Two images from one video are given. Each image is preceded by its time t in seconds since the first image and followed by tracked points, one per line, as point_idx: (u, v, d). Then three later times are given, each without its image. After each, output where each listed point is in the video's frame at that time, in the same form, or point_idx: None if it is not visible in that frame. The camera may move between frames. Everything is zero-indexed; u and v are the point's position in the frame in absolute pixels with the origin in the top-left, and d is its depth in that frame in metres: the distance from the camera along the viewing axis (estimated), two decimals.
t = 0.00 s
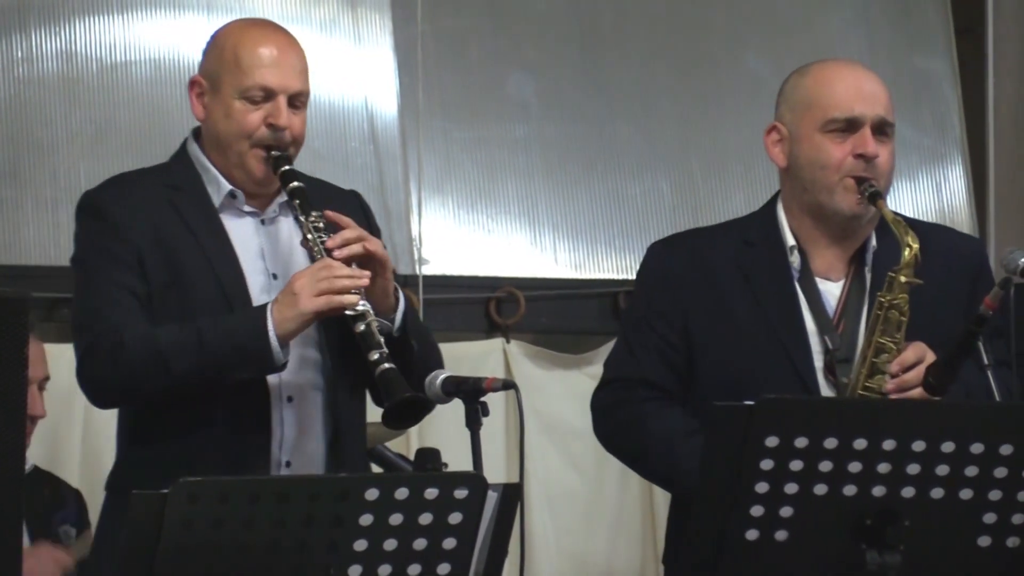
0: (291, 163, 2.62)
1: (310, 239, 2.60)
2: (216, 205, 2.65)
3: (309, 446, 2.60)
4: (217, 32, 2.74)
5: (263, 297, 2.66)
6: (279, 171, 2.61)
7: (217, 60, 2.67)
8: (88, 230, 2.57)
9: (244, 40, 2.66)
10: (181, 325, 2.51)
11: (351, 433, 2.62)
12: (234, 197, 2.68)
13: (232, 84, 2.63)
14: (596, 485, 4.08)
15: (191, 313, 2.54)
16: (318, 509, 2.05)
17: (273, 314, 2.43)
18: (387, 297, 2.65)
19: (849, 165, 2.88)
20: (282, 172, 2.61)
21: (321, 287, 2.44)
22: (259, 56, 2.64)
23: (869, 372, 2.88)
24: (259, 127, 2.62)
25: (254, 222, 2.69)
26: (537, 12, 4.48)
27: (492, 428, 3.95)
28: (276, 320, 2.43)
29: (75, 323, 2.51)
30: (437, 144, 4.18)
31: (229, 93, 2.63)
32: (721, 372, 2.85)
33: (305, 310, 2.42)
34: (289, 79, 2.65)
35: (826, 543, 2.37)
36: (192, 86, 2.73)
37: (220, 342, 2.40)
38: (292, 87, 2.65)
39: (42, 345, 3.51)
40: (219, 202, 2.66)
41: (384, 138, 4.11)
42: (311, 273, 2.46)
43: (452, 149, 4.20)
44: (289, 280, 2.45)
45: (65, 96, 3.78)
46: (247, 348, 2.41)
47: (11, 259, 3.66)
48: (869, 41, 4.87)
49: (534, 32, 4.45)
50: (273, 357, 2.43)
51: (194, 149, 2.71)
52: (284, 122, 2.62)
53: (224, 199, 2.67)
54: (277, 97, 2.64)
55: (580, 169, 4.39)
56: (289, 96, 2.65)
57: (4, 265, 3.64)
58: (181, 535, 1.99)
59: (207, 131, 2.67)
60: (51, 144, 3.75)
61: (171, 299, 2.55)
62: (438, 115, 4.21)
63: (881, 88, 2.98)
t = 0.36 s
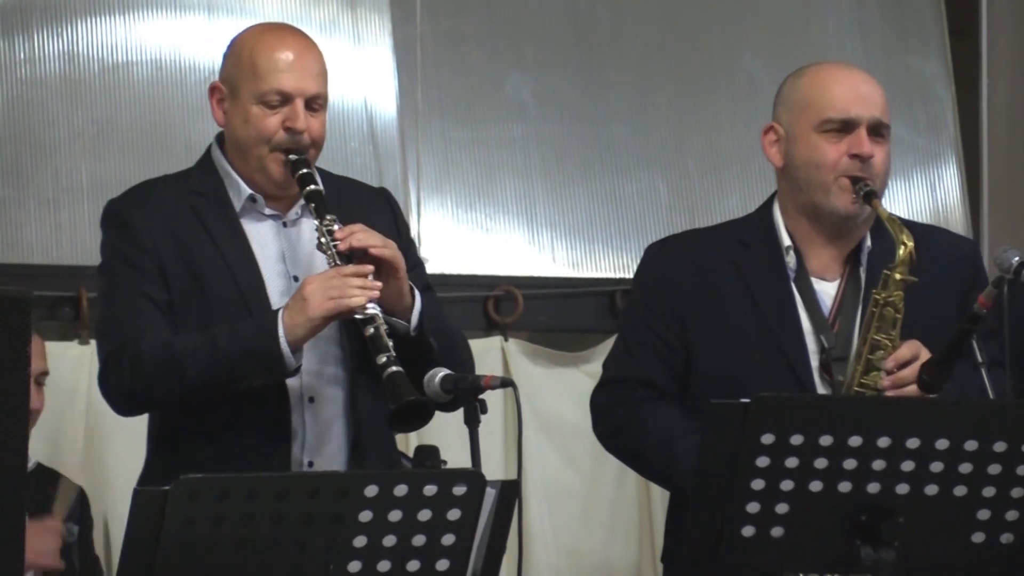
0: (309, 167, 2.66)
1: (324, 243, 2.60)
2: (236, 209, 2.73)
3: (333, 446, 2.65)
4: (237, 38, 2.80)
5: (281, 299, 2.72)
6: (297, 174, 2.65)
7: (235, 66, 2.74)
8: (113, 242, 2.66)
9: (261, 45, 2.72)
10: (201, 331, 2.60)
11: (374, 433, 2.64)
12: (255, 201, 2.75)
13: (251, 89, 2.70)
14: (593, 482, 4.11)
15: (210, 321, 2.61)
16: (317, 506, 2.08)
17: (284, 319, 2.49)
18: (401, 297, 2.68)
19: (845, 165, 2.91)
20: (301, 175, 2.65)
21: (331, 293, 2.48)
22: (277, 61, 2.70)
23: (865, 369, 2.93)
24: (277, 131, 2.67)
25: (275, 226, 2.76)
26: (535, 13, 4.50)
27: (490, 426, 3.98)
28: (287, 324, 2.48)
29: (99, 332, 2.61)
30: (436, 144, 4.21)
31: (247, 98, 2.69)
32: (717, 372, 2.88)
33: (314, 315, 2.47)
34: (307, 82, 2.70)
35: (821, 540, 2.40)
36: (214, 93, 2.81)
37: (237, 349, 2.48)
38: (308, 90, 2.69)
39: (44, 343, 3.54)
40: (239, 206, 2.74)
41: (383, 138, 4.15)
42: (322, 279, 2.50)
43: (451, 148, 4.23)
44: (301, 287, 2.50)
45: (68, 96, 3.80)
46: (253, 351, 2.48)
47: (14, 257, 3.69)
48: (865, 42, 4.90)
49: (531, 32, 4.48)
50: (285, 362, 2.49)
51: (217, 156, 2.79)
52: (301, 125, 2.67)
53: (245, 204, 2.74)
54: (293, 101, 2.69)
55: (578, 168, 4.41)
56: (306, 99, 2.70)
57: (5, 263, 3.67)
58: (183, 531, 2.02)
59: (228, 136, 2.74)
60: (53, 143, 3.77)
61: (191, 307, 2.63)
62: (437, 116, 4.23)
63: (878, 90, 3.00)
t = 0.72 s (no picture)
0: (299, 165, 2.67)
1: (318, 240, 2.61)
2: (232, 211, 2.75)
3: (341, 438, 2.68)
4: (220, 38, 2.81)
5: (280, 296, 2.73)
6: (288, 171, 2.66)
7: (218, 68, 2.75)
8: (117, 252, 2.70)
9: (244, 45, 2.72)
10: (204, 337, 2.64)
11: (381, 425, 2.66)
12: (250, 201, 2.77)
13: (235, 90, 2.70)
14: (591, 476, 4.14)
15: (214, 325, 2.66)
16: (318, 499, 2.10)
17: (281, 321, 2.51)
18: (399, 286, 2.69)
19: (834, 152, 2.94)
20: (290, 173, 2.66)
21: (324, 291, 2.50)
22: (259, 61, 2.70)
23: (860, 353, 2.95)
24: (264, 130, 2.68)
25: (274, 224, 2.78)
26: (534, 11, 4.53)
27: (489, 422, 4.00)
28: (284, 326, 2.51)
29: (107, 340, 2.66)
30: (435, 141, 4.23)
31: (232, 99, 2.70)
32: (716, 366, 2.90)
33: (308, 315, 2.49)
34: (291, 78, 2.70)
35: (818, 533, 2.42)
36: (201, 96, 2.82)
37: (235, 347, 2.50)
38: (291, 86, 2.69)
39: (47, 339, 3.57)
40: (235, 208, 2.76)
41: (384, 135, 4.18)
42: (314, 277, 2.51)
43: (451, 145, 4.25)
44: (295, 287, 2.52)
45: (71, 94, 3.83)
46: (251, 345, 2.50)
47: (17, 254, 3.71)
48: (860, 39, 4.92)
49: (530, 30, 4.50)
50: (285, 363, 2.52)
51: (210, 156, 2.82)
52: (287, 121, 2.67)
53: (241, 204, 2.76)
54: (278, 99, 2.69)
55: (576, 164, 4.44)
56: (290, 96, 2.70)
57: (10, 259, 3.69)
58: (185, 524, 2.04)
59: (217, 137, 2.75)
60: (55, 140, 3.79)
61: (196, 313, 2.67)
62: (437, 114, 4.26)
63: (866, 79, 3.03)
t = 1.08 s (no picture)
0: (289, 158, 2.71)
1: (308, 230, 2.65)
2: (221, 202, 2.76)
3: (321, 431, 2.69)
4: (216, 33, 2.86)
5: (266, 289, 2.75)
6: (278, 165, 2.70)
7: (212, 61, 2.79)
8: (105, 239, 2.69)
9: (239, 39, 2.77)
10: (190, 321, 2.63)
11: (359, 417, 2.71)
12: (239, 194, 2.78)
13: (228, 83, 2.75)
14: (589, 473, 4.16)
15: (200, 310, 2.65)
16: (318, 496, 2.12)
17: (273, 306, 2.54)
18: (387, 281, 2.73)
19: (827, 150, 2.99)
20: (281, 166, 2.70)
21: (318, 278, 2.54)
22: (255, 55, 2.75)
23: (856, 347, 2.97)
24: (256, 124, 2.73)
25: (260, 219, 2.79)
26: (532, 11, 4.55)
27: (488, 419, 4.03)
28: (276, 312, 2.53)
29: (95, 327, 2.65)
30: (434, 140, 4.26)
31: (225, 92, 2.75)
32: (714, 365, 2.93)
33: (302, 301, 2.53)
34: (284, 74, 2.75)
35: (814, 529, 2.45)
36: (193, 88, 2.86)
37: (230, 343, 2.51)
38: (285, 81, 2.75)
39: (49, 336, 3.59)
40: (224, 200, 2.77)
41: (384, 135, 4.20)
42: (308, 265, 2.55)
43: (449, 145, 4.28)
44: (288, 274, 2.55)
45: (73, 94, 3.86)
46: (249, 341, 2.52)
47: (20, 253, 3.73)
48: (856, 39, 4.95)
49: (528, 29, 4.52)
50: (275, 347, 2.54)
51: (198, 150, 2.84)
52: (280, 115, 2.72)
53: (229, 197, 2.78)
54: (271, 93, 2.74)
55: (573, 163, 4.46)
56: (283, 91, 2.75)
57: (13, 258, 3.72)
58: (187, 520, 2.06)
59: (209, 131, 2.79)
60: (58, 139, 3.82)
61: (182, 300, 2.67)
62: (437, 114, 4.28)
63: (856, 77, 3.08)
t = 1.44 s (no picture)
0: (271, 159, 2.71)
1: (297, 231, 2.68)
2: (199, 198, 2.74)
3: (292, 429, 2.70)
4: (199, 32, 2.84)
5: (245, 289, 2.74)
6: (261, 166, 2.69)
7: (197, 59, 2.77)
8: (83, 222, 2.63)
9: (226, 39, 2.77)
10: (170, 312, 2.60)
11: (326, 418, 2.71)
12: (217, 192, 2.76)
13: (214, 81, 2.73)
14: (582, 471, 4.19)
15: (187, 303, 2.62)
16: (314, 494, 2.14)
17: (264, 300, 2.52)
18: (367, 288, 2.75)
19: (824, 153, 3.01)
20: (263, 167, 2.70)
21: (311, 273, 2.54)
22: (239, 57, 2.74)
23: (852, 350, 3.02)
24: (241, 123, 2.72)
25: (235, 217, 2.78)
26: (525, 14, 4.58)
27: (482, 417, 4.05)
28: (268, 305, 2.51)
29: (69, 312, 2.59)
30: (429, 141, 4.29)
31: (210, 89, 2.73)
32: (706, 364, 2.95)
33: (296, 295, 2.51)
34: (270, 76, 2.75)
35: (804, 527, 2.47)
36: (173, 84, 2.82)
37: (216, 337, 2.48)
38: (271, 84, 2.75)
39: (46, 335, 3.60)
40: (202, 196, 2.75)
41: (379, 136, 4.23)
42: (301, 260, 2.55)
43: (444, 146, 4.31)
44: (280, 270, 2.55)
45: (71, 95, 3.88)
46: (241, 338, 2.49)
47: (19, 254, 3.76)
48: (847, 40, 4.98)
49: (521, 31, 4.55)
50: (265, 342, 2.51)
51: (173, 145, 2.80)
52: (265, 117, 2.72)
53: (207, 194, 2.76)
54: (258, 94, 2.74)
55: (567, 164, 4.49)
56: (269, 93, 2.75)
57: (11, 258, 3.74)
58: (183, 518, 2.09)
59: (189, 128, 2.76)
60: (56, 141, 3.85)
61: (162, 289, 2.62)
62: (431, 115, 4.31)
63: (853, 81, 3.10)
